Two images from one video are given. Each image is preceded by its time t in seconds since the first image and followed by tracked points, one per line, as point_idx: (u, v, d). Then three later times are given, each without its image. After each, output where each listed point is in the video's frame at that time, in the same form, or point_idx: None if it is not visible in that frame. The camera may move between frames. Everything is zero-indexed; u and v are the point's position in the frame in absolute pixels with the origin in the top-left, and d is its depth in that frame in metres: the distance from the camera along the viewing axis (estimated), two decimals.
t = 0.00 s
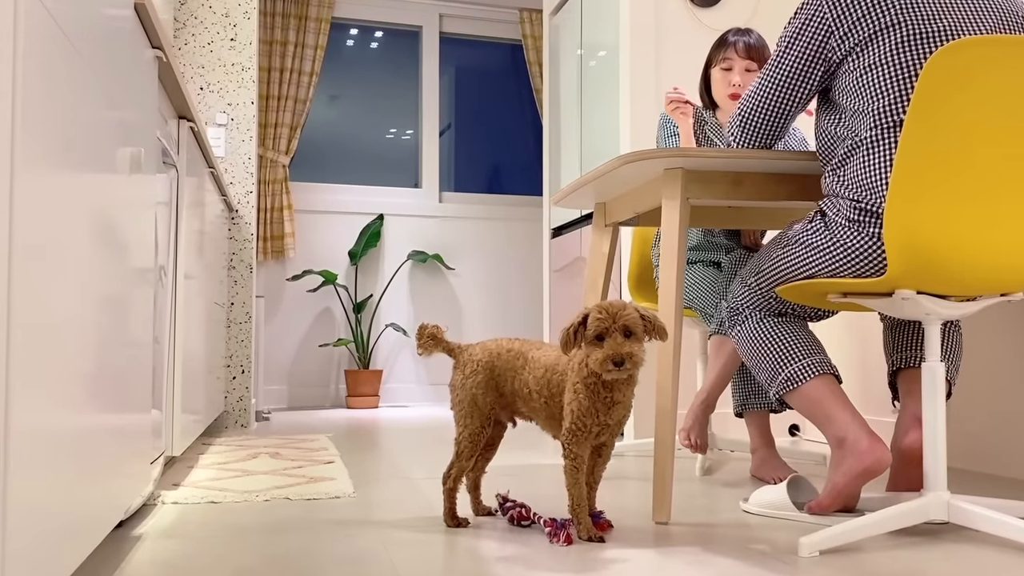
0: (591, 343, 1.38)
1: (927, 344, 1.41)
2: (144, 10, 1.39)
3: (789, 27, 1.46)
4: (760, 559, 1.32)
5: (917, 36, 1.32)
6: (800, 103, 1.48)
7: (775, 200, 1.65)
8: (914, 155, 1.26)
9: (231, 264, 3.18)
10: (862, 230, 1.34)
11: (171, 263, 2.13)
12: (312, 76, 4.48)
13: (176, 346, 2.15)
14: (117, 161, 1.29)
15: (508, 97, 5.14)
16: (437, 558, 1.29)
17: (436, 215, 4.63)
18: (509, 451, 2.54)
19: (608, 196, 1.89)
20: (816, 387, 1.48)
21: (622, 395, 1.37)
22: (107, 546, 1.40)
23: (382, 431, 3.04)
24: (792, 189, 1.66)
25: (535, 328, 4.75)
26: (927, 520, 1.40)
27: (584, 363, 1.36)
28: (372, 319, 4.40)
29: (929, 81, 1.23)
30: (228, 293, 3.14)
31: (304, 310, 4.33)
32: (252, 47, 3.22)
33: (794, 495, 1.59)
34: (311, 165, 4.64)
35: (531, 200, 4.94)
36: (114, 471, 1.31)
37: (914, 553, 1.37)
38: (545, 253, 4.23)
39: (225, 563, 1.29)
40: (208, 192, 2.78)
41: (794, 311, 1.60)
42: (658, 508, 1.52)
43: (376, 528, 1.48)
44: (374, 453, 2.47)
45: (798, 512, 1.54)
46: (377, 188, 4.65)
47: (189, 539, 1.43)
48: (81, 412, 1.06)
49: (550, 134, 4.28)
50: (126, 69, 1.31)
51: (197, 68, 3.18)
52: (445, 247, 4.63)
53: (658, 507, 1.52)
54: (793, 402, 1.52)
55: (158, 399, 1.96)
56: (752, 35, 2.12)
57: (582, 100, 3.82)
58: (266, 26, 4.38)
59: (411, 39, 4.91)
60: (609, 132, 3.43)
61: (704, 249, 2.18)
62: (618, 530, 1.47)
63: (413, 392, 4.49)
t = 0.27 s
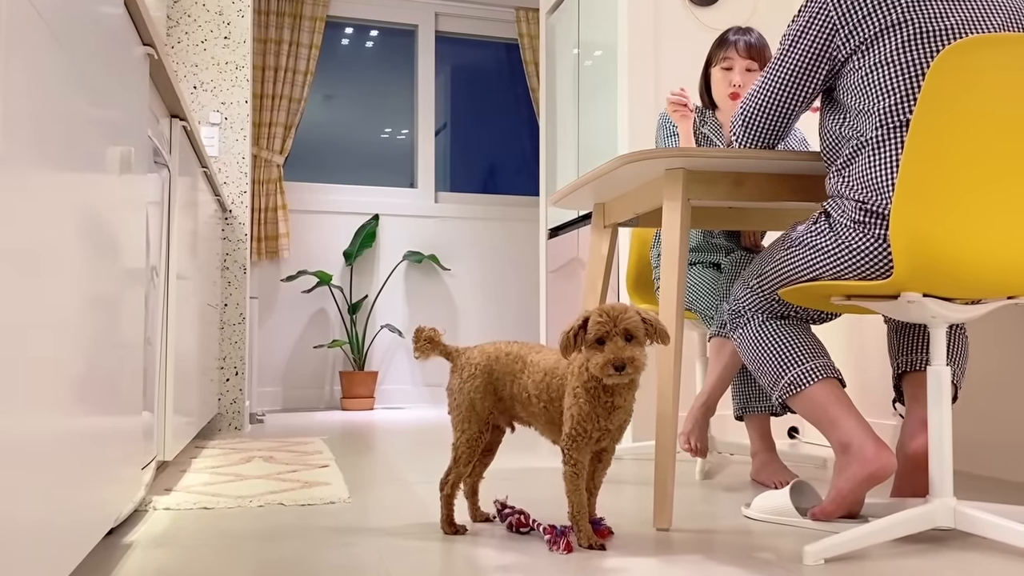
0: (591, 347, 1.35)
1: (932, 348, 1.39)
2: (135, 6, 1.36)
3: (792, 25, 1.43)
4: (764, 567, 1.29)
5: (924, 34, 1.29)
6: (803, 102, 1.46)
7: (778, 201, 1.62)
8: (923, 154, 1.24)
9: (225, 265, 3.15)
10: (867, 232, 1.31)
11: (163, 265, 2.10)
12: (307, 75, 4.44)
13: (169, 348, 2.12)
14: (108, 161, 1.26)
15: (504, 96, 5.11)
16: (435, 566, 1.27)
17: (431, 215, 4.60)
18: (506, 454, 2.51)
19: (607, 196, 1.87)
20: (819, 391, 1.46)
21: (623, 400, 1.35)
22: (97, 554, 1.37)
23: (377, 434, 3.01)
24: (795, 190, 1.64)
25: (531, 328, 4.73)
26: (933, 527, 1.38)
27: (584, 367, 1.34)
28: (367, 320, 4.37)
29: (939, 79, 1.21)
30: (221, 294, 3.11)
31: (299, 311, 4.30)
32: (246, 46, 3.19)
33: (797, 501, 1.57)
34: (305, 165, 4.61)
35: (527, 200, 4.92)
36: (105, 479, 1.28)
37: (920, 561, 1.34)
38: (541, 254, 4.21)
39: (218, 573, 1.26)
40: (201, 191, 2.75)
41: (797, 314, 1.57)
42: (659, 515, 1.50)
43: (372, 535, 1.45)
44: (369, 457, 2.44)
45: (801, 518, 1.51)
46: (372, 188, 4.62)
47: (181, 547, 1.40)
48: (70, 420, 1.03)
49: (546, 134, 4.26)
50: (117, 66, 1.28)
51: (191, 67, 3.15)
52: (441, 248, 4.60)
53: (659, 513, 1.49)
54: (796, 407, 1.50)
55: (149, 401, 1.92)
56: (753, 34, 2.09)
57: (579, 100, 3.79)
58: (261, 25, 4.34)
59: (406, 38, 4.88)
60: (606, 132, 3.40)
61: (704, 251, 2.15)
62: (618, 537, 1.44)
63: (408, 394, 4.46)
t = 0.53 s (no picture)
0: (590, 358, 1.33)
1: (937, 357, 1.36)
2: (123, 8, 1.32)
3: (794, 29, 1.41)
4: None
5: (929, 38, 1.27)
6: (806, 106, 1.43)
7: (779, 207, 1.60)
8: (928, 161, 1.21)
9: (217, 268, 3.11)
10: (871, 240, 1.29)
11: (154, 270, 2.07)
12: (301, 76, 4.41)
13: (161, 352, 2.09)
14: (97, 168, 1.23)
15: (499, 97, 5.08)
16: None
17: (426, 217, 4.57)
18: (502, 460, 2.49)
19: (605, 201, 1.84)
20: (821, 401, 1.43)
21: (622, 411, 1.32)
22: (84, 569, 1.34)
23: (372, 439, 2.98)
24: (795, 196, 1.61)
25: (526, 331, 4.70)
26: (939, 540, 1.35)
27: (583, 378, 1.31)
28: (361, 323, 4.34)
29: (945, 83, 1.18)
30: (214, 298, 3.07)
31: (293, 314, 4.27)
32: (239, 46, 3.15)
33: (799, 511, 1.54)
34: (299, 167, 4.57)
35: (522, 202, 4.89)
36: (93, 494, 1.25)
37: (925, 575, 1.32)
38: (536, 256, 4.18)
39: None
40: (193, 194, 2.71)
41: (799, 321, 1.55)
42: (659, 526, 1.47)
43: (367, 548, 1.42)
44: (364, 464, 2.41)
45: (804, 530, 1.49)
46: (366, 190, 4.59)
47: (171, 561, 1.37)
48: (55, 435, 1.00)
49: (542, 136, 4.23)
50: (105, 70, 1.25)
51: (183, 68, 3.11)
52: (435, 250, 4.58)
53: (659, 525, 1.47)
54: (798, 417, 1.47)
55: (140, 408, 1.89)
56: (751, 37, 2.07)
57: (575, 102, 3.77)
58: (255, 25, 4.31)
59: (401, 39, 4.85)
60: (603, 134, 3.38)
61: (702, 255, 2.13)
62: (618, 550, 1.42)
63: (403, 397, 4.43)
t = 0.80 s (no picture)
0: (589, 369, 1.30)
1: (941, 368, 1.34)
2: (112, 11, 1.29)
3: (797, 35, 1.39)
4: None
5: (935, 45, 1.25)
6: (809, 113, 1.41)
7: (780, 214, 1.58)
8: (933, 170, 1.20)
9: (210, 272, 3.08)
10: (876, 250, 1.27)
11: (145, 276, 2.04)
12: (294, 77, 4.37)
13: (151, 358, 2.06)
14: (87, 175, 1.20)
15: (495, 99, 5.05)
16: None
17: (421, 220, 4.54)
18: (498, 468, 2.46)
19: (603, 208, 1.82)
20: (823, 412, 1.42)
21: (622, 423, 1.30)
22: None
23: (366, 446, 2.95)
24: (796, 205, 1.59)
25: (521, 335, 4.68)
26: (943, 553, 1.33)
27: (582, 390, 1.29)
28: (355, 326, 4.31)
29: (951, 91, 1.17)
30: (207, 302, 3.04)
31: (286, 317, 4.24)
32: (233, 48, 3.12)
33: (801, 524, 1.53)
34: (293, 169, 4.54)
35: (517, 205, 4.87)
36: (82, 509, 1.22)
37: None
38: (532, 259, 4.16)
39: None
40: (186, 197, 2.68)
41: (800, 331, 1.53)
42: (659, 540, 1.45)
43: (362, 563, 1.40)
44: (358, 472, 2.38)
45: (804, 542, 1.48)
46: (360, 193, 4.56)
47: None
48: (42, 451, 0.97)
49: (538, 139, 4.21)
50: (95, 75, 1.22)
51: (175, 70, 3.08)
52: (430, 253, 4.55)
53: (659, 538, 1.44)
54: (800, 428, 1.45)
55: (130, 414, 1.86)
56: (750, 41, 2.05)
57: (571, 105, 3.74)
58: (248, 26, 4.28)
59: (395, 40, 4.82)
60: (599, 138, 3.35)
61: (701, 262, 2.11)
62: (617, 564, 1.39)
63: (397, 401, 4.40)
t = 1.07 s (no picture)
0: (587, 384, 1.27)
1: (945, 382, 1.32)
2: (98, 17, 1.26)
3: (799, 42, 1.37)
4: None
5: (940, 54, 1.24)
6: (810, 122, 1.39)
7: (780, 223, 1.56)
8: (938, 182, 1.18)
9: (201, 277, 3.04)
10: (880, 262, 1.24)
11: (134, 282, 2.00)
12: (287, 79, 4.34)
13: (141, 364, 2.02)
14: (73, 187, 1.16)
15: (489, 101, 5.02)
16: None
17: (415, 223, 4.51)
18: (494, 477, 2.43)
19: (600, 215, 1.80)
20: (826, 426, 1.39)
21: (621, 438, 1.27)
22: None
23: (360, 453, 2.92)
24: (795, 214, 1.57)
25: (516, 338, 4.65)
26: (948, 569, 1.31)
27: (580, 405, 1.26)
28: (348, 331, 4.27)
29: (957, 101, 1.15)
30: (198, 308, 3.01)
31: (278, 322, 4.20)
32: (224, 51, 3.09)
33: (801, 538, 1.50)
34: (285, 172, 4.51)
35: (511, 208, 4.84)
36: (67, 531, 1.18)
37: None
38: (527, 263, 4.13)
39: None
40: (176, 201, 2.65)
41: (801, 342, 1.51)
42: (659, 556, 1.42)
43: None
44: (352, 481, 2.35)
45: (805, 558, 1.45)
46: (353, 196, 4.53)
47: None
48: (25, 474, 0.94)
49: (532, 143, 4.18)
50: (81, 83, 1.18)
51: (166, 72, 3.04)
52: (424, 257, 4.52)
53: (659, 555, 1.42)
54: (802, 442, 1.43)
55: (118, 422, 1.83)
56: (749, 45, 2.03)
57: (566, 108, 3.72)
58: (240, 28, 4.24)
59: (388, 42, 4.79)
60: (595, 142, 3.33)
61: (699, 269, 2.09)
62: None
63: (390, 406, 4.37)
